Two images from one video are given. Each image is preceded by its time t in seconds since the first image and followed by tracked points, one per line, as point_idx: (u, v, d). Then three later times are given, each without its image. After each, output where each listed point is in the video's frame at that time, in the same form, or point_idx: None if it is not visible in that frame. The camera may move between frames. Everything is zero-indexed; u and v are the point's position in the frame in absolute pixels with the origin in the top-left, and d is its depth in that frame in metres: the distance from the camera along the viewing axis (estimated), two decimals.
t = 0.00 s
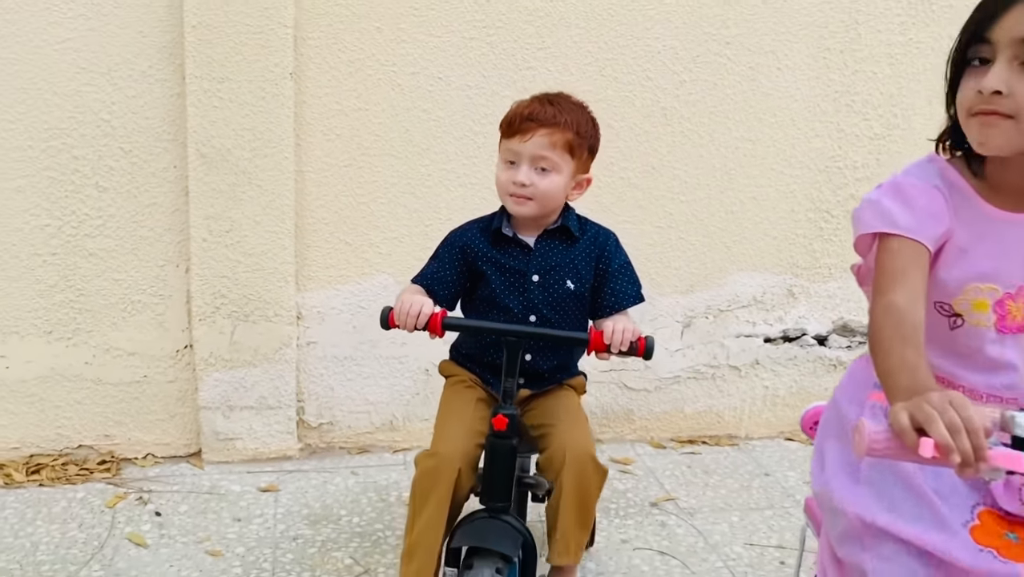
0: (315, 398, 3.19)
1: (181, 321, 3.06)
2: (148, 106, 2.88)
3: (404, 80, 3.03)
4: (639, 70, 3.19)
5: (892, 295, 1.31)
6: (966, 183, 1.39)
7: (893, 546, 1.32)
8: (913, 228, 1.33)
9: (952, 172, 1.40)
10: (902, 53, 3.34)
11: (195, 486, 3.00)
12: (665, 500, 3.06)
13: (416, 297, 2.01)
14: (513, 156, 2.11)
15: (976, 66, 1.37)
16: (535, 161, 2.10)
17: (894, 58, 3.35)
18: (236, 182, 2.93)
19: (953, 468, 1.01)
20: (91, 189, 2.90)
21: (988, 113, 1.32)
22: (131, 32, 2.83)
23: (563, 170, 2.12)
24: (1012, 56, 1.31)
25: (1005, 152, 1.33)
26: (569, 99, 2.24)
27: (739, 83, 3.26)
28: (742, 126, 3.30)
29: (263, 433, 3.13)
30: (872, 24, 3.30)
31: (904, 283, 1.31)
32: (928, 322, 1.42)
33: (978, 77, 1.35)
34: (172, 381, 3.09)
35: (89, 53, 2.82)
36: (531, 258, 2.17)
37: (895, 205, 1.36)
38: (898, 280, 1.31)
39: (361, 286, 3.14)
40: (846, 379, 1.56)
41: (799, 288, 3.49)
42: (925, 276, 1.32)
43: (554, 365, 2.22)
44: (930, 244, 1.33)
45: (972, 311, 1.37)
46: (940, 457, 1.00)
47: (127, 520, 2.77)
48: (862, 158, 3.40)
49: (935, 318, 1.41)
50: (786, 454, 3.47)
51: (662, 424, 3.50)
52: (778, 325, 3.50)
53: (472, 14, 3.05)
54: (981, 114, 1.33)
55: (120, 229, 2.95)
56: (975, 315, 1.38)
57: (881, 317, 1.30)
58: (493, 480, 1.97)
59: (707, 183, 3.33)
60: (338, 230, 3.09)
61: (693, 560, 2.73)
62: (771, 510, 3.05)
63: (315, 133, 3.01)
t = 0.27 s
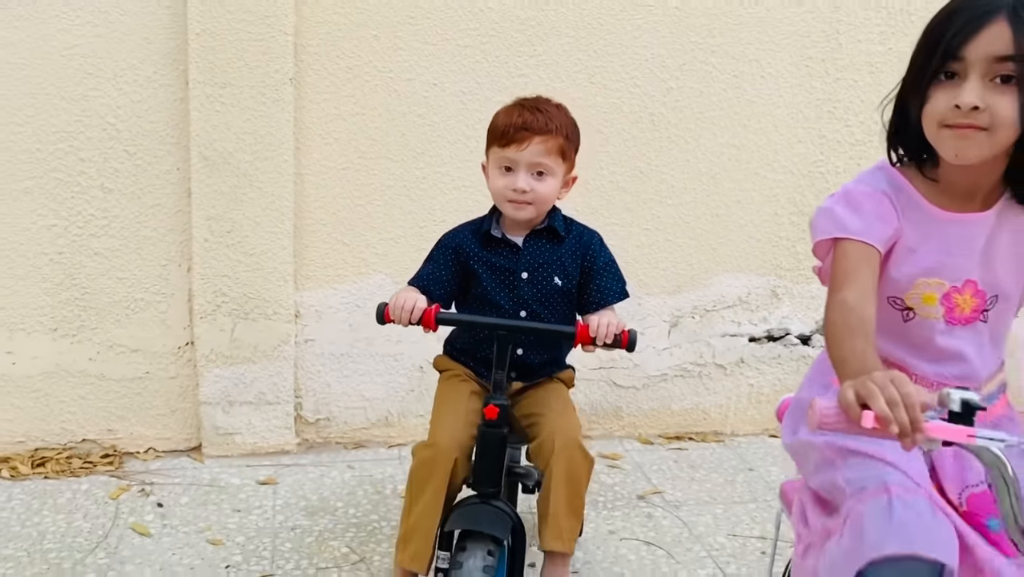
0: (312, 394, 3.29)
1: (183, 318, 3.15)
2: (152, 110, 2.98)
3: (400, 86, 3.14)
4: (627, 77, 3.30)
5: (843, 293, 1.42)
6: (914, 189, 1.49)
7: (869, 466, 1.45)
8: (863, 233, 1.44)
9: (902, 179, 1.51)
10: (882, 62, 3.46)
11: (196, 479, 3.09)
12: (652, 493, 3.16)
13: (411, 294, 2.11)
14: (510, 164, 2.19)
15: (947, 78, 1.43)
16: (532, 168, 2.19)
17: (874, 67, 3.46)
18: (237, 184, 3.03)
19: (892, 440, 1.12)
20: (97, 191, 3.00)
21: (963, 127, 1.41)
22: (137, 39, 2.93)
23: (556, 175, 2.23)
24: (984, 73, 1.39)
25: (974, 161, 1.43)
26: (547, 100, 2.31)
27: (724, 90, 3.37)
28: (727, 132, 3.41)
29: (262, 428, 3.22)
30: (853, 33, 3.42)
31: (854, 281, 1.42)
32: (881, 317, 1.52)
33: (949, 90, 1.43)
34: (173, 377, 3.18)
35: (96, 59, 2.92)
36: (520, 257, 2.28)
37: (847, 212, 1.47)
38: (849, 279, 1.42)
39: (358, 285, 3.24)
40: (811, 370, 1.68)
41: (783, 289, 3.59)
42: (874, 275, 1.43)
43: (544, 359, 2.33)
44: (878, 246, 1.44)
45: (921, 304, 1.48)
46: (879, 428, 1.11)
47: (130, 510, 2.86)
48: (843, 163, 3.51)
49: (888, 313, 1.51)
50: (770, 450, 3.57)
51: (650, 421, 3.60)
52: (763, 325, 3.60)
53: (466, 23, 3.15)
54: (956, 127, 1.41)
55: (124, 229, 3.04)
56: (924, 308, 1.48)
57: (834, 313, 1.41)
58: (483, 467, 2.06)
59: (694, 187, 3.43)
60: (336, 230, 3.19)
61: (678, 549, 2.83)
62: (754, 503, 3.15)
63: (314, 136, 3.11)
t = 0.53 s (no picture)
0: (309, 389, 3.37)
1: (182, 315, 3.24)
2: (153, 112, 3.07)
3: (394, 90, 3.23)
4: (614, 81, 3.40)
5: (807, 283, 1.53)
6: (875, 186, 1.60)
7: (801, 486, 1.55)
8: (826, 227, 1.55)
9: (863, 178, 1.61)
10: (862, 67, 3.57)
11: (195, 471, 3.17)
12: (639, 485, 3.26)
13: (404, 288, 2.21)
14: (502, 163, 2.28)
15: (907, 83, 1.51)
16: (523, 166, 2.29)
17: (854, 72, 3.57)
18: (236, 185, 3.12)
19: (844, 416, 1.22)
20: (99, 191, 3.08)
21: (925, 128, 1.49)
22: (139, 44, 3.02)
23: (546, 173, 2.32)
24: (942, 78, 1.48)
25: (935, 160, 1.52)
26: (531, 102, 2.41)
27: (708, 94, 3.48)
28: (712, 135, 3.51)
29: (259, 422, 3.31)
30: (833, 39, 3.52)
31: (816, 272, 1.53)
32: (844, 306, 1.63)
33: (909, 94, 1.51)
34: (173, 372, 3.27)
35: (99, 64, 3.01)
36: (510, 252, 2.37)
37: (812, 208, 1.57)
38: (812, 270, 1.53)
39: (353, 283, 3.33)
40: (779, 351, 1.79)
41: (767, 287, 3.69)
42: (836, 266, 1.54)
43: (531, 351, 2.42)
44: (841, 239, 1.54)
45: (881, 296, 1.59)
46: (829, 403, 1.21)
47: (131, 501, 2.95)
48: (825, 165, 3.62)
49: (849, 303, 1.62)
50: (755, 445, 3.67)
51: (638, 416, 3.69)
52: (748, 323, 3.69)
53: (458, 28, 3.25)
54: (918, 129, 1.50)
55: (125, 228, 3.13)
56: (883, 298, 1.59)
57: (798, 302, 1.52)
58: (473, 454, 2.15)
59: (679, 188, 3.53)
60: (331, 230, 3.28)
61: (663, 538, 2.92)
62: (738, 494, 3.25)
63: (310, 138, 3.20)
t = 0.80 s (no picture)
0: (303, 384, 3.48)
1: (180, 312, 3.34)
2: (152, 116, 3.18)
3: (385, 94, 3.35)
4: (598, 85, 3.52)
5: (761, 271, 1.67)
6: (824, 181, 1.74)
7: (777, 468, 1.63)
8: (780, 220, 1.68)
9: (814, 174, 1.74)
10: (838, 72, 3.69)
11: (193, 463, 3.28)
12: (623, 475, 3.37)
13: (394, 281, 2.31)
14: (490, 165, 2.39)
15: (856, 84, 1.63)
16: (510, 168, 2.40)
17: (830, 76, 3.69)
18: (232, 186, 3.23)
19: (793, 388, 1.34)
20: (100, 192, 3.19)
21: (873, 127, 1.61)
22: (138, 50, 3.14)
23: (533, 173, 2.43)
24: (889, 80, 1.60)
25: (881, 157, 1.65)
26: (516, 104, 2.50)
27: (689, 97, 3.60)
28: (693, 137, 3.63)
29: (255, 416, 3.41)
30: (810, 44, 3.65)
31: (770, 261, 1.67)
32: (797, 294, 1.77)
33: (858, 94, 1.63)
34: (171, 368, 3.37)
35: (100, 69, 3.12)
36: (495, 245, 2.49)
37: (767, 202, 1.70)
38: (766, 259, 1.67)
39: (346, 281, 3.44)
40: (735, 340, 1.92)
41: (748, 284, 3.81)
42: (788, 256, 1.68)
43: (515, 341, 2.54)
44: (793, 231, 1.69)
45: (830, 283, 1.74)
46: (780, 376, 1.33)
47: (131, 491, 3.05)
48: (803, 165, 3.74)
49: (802, 291, 1.77)
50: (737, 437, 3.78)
51: (623, 409, 3.81)
52: (729, 319, 3.81)
53: (447, 34, 3.37)
54: (866, 128, 1.62)
55: (125, 228, 3.23)
56: (834, 286, 1.74)
57: (752, 288, 1.65)
58: (458, 439, 2.25)
59: (662, 189, 3.65)
60: (325, 229, 3.39)
61: (645, 524, 3.03)
62: (718, 483, 3.36)
63: (304, 141, 3.32)
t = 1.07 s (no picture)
0: (303, 380, 3.56)
1: (183, 311, 3.42)
2: (155, 119, 3.27)
3: (381, 97, 3.43)
4: (590, 87, 3.60)
5: (733, 260, 1.78)
6: (794, 176, 1.84)
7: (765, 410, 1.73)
8: (749, 211, 1.79)
9: (783, 167, 1.85)
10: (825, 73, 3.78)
11: (196, 458, 3.35)
12: (616, 468, 3.45)
13: (390, 277, 2.40)
14: (483, 164, 2.47)
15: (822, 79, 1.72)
16: (503, 166, 2.48)
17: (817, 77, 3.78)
18: (233, 188, 3.31)
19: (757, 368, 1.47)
20: (104, 194, 3.28)
21: (838, 120, 1.70)
22: (141, 56, 3.22)
23: (525, 169, 2.51)
24: (852, 74, 1.69)
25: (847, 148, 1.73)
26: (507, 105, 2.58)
27: (679, 99, 3.68)
28: (683, 138, 3.72)
29: (257, 412, 3.49)
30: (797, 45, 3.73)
31: (741, 251, 1.77)
32: (771, 283, 1.87)
33: (824, 88, 1.71)
34: (174, 365, 3.45)
35: (104, 74, 3.21)
36: (491, 237, 2.56)
37: (737, 195, 1.82)
38: (737, 249, 1.78)
39: (344, 280, 3.52)
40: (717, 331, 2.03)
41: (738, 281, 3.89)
42: (759, 245, 1.78)
43: (511, 332, 2.60)
44: (765, 222, 1.79)
45: (802, 271, 1.83)
46: (742, 356, 1.46)
47: (136, 485, 3.13)
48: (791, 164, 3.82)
49: (776, 280, 1.86)
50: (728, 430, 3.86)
51: (617, 405, 3.89)
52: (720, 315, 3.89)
53: (441, 39, 3.45)
54: (833, 120, 1.70)
55: (128, 228, 3.32)
56: (805, 274, 1.83)
57: (726, 276, 1.75)
58: (455, 429, 2.33)
59: (653, 188, 3.74)
60: (324, 229, 3.47)
61: (637, 514, 3.11)
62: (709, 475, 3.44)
63: (303, 143, 3.40)
